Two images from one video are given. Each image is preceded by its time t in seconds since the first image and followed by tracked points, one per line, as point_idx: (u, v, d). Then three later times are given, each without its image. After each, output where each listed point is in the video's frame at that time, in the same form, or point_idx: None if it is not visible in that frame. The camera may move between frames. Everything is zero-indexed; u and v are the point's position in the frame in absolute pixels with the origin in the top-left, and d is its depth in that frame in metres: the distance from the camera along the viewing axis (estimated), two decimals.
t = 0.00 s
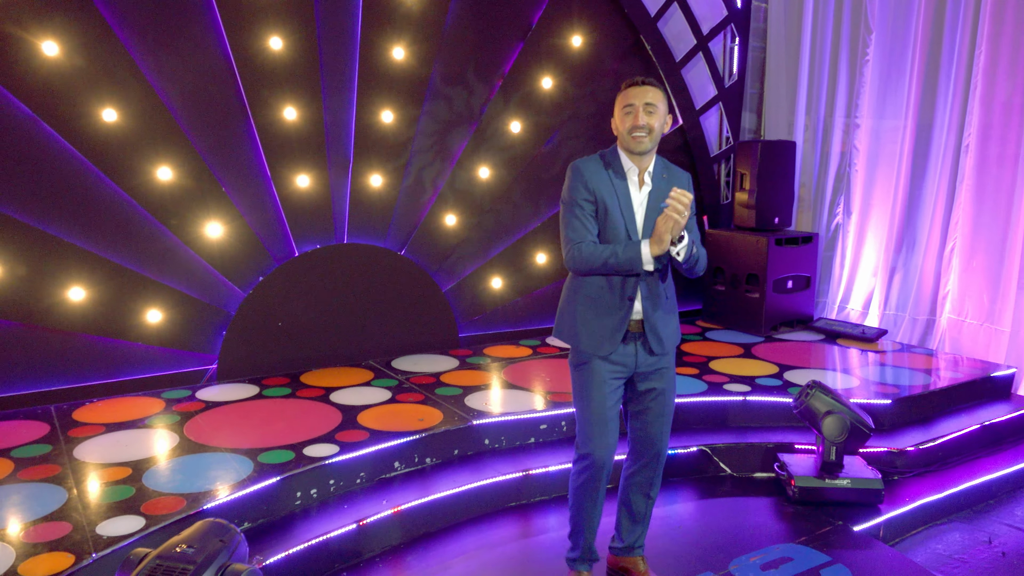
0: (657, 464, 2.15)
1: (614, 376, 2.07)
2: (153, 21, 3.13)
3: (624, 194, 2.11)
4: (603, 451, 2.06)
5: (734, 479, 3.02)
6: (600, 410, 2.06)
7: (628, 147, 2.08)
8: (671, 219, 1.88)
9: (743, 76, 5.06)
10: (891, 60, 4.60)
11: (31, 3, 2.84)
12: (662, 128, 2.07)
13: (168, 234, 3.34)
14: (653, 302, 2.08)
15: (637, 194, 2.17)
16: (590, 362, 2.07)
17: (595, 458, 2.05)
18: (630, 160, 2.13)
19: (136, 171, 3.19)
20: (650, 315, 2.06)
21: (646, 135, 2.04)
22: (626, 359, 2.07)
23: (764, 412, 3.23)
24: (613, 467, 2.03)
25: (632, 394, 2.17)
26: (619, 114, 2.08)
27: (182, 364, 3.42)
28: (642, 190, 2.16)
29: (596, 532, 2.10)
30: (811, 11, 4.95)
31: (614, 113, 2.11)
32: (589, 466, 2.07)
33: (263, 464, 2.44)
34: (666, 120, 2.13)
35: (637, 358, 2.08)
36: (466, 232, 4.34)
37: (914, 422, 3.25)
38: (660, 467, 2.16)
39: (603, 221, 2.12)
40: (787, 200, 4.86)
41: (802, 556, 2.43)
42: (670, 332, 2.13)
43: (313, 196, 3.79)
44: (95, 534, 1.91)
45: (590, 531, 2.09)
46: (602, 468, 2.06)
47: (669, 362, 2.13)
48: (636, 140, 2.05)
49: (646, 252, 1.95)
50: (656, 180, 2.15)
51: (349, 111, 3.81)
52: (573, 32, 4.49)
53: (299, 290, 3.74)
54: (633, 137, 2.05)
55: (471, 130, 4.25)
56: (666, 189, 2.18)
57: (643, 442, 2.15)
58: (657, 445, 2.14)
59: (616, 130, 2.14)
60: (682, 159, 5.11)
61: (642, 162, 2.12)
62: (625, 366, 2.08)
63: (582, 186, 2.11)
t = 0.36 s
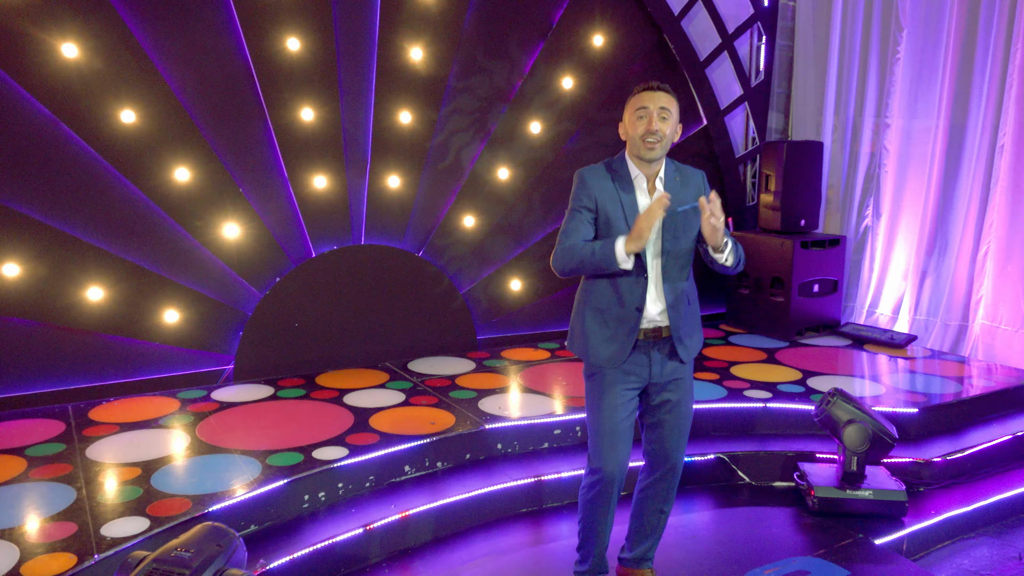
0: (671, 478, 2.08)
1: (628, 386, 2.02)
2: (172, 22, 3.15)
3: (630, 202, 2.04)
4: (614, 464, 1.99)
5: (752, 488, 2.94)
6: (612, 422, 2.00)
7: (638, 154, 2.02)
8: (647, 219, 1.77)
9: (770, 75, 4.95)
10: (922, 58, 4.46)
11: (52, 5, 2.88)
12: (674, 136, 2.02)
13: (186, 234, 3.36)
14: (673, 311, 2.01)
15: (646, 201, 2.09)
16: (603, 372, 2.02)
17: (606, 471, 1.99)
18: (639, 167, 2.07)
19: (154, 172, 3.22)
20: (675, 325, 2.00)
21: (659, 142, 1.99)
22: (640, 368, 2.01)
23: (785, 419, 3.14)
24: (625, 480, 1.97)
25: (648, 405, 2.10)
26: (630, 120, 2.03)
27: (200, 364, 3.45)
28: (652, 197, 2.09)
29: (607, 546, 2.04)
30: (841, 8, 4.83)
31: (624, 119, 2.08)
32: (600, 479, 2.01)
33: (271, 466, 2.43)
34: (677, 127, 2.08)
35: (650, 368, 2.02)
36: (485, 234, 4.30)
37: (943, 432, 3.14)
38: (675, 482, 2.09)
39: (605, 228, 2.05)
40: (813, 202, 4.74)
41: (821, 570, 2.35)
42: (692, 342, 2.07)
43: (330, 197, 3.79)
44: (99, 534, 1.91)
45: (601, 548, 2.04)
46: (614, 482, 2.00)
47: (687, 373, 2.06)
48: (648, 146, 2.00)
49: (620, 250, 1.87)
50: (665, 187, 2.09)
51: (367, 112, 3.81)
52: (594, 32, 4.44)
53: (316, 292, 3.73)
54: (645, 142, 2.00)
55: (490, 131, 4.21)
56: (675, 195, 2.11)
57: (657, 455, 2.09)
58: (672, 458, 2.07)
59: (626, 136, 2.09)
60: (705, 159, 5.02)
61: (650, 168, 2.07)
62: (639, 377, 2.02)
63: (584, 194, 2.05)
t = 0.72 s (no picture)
0: (670, 489, 2.02)
1: (619, 393, 1.96)
2: (194, 26, 3.18)
3: (615, 196, 1.95)
4: (605, 474, 1.94)
5: (774, 499, 2.85)
6: (603, 429, 1.95)
7: (622, 141, 1.92)
8: (580, 188, 1.73)
9: (801, 75, 4.83)
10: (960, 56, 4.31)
11: (79, 10, 2.92)
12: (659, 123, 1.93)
13: (206, 234, 3.39)
14: (671, 314, 1.95)
15: (633, 195, 2.01)
16: (593, 376, 1.97)
17: (597, 480, 1.94)
18: (624, 157, 1.98)
19: (176, 174, 3.25)
20: (673, 326, 1.94)
21: (642, 126, 1.89)
22: (632, 374, 1.96)
23: (811, 428, 3.04)
24: (616, 489, 1.92)
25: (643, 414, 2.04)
26: (613, 107, 1.94)
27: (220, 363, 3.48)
28: (640, 191, 2.01)
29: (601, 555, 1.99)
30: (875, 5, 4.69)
31: (608, 111, 1.99)
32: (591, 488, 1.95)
33: (283, 468, 2.43)
34: (662, 119, 2.00)
35: (642, 374, 1.97)
36: (507, 236, 4.27)
37: (978, 445, 3.01)
38: (675, 493, 2.03)
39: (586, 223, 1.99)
40: (844, 205, 4.61)
41: None
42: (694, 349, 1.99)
43: (351, 199, 3.79)
44: (107, 535, 1.92)
45: (593, 558, 1.99)
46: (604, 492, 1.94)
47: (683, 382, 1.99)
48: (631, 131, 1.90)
49: (566, 224, 1.82)
50: (654, 178, 1.99)
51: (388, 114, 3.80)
52: (618, 31, 4.38)
53: (335, 293, 3.74)
54: (628, 131, 1.90)
55: (513, 132, 4.18)
56: (667, 185, 2.01)
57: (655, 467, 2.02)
58: (672, 469, 2.01)
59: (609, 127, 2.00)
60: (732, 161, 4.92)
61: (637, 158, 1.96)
62: (631, 383, 1.96)
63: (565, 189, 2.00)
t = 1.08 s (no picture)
0: (683, 509, 1.96)
1: (596, 409, 1.97)
2: (218, 30, 3.22)
3: (592, 209, 1.96)
4: (593, 493, 1.92)
5: (796, 511, 2.77)
6: (587, 447, 1.94)
7: (603, 150, 1.93)
8: (540, 177, 1.80)
9: (834, 74, 4.71)
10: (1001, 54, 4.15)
11: (106, 15, 2.98)
12: (641, 133, 1.93)
13: (229, 237, 3.43)
14: (644, 330, 1.95)
15: (614, 209, 2.02)
16: (567, 393, 1.98)
17: (587, 499, 1.92)
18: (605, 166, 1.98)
19: (199, 177, 3.30)
20: (643, 342, 1.94)
21: (625, 136, 1.90)
22: (607, 390, 1.97)
23: (838, 438, 2.94)
24: (606, 508, 1.90)
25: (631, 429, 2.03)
26: (593, 117, 1.95)
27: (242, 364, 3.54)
28: (621, 204, 2.02)
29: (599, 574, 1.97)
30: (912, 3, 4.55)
31: (590, 120, 1.99)
32: (581, 507, 1.94)
33: (296, 470, 2.44)
34: (645, 128, 2.00)
35: (621, 390, 1.97)
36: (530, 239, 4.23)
37: (1016, 459, 2.89)
38: (689, 513, 1.96)
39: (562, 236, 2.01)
40: (877, 208, 4.48)
41: None
42: (671, 364, 1.99)
43: (373, 201, 3.80)
44: (117, 535, 1.94)
45: None
46: (594, 511, 1.93)
47: (666, 397, 1.98)
48: (612, 141, 1.90)
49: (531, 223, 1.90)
50: (634, 192, 2.01)
51: (411, 116, 3.80)
52: (644, 31, 4.32)
53: (356, 295, 3.75)
54: (611, 139, 1.90)
55: (536, 134, 4.14)
56: (649, 199, 2.00)
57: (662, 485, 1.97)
58: (680, 487, 1.95)
59: (591, 135, 2.01)
60: (761, 163, 4.81)
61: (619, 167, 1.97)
62: (607, 399, 1.97)
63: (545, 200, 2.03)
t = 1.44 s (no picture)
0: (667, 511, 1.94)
1: (588, 412, 1.93)
2: (227, 33, 3.24)
3: (580, 205, 1.94)
4: (583, 495, 1.91)
5: (804, 521, 2.72)
6: (577, 449, 1.92)
7: (587, 147, 1.91)
8: (519, 182, 1.74)
9: (854, 75, 4.62)
10: None
11: (117, 19, 3.01)
12: (626, 129, 1.91)
13: (237, 238, 3.45)
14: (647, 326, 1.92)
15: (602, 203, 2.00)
16: (558, 395, 1.95)
17: (578, 501, 1.92)
18: (591, 161, 1.97)
19: (208, 179, 3.33)
20: (644, 338, 1.91)
21: (609, 132, 1.88)
22: (598, 392, 1.92)
23: (847, 447, 2.88)
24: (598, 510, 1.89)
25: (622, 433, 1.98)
26: (577, 112, 1.93)
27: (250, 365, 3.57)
28: (609, 198, 1.99)
29: None
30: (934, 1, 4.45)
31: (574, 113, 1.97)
32: (570, 510, 1.93)
33: (295, 473, 2.44)
34: (630, 122, 1.98)
35: (613, 393, 1.92)
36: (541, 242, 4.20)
37: None
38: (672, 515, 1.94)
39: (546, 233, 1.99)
40: (895, 211, 4.38)
41: None
42: (670, 361, 1.96)
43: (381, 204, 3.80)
44: (113, 538, 1.96)
45: None
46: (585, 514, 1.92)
47: (658, 399, 1.93)
48: (597, 137, 1.89)
49: (506, 224, 1.84)
50: (623, 186, 1.99)
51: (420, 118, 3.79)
52: (656, 32, 4.27)
53: (363, 298, 3.75)
54: (595, 134, 1.89)
55: (547, 136, 4.11)
56: (637, 192, 1.99)
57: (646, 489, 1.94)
58: (665, 490, 1.92)
59: (575, 130, 1.99)
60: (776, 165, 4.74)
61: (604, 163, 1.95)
62: (599, 402, 1.92)
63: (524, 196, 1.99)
